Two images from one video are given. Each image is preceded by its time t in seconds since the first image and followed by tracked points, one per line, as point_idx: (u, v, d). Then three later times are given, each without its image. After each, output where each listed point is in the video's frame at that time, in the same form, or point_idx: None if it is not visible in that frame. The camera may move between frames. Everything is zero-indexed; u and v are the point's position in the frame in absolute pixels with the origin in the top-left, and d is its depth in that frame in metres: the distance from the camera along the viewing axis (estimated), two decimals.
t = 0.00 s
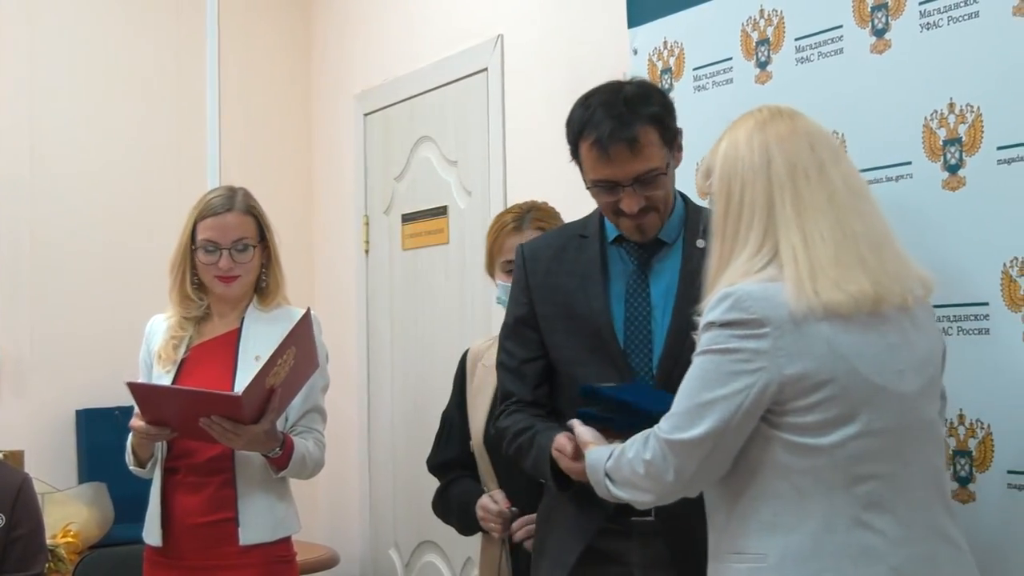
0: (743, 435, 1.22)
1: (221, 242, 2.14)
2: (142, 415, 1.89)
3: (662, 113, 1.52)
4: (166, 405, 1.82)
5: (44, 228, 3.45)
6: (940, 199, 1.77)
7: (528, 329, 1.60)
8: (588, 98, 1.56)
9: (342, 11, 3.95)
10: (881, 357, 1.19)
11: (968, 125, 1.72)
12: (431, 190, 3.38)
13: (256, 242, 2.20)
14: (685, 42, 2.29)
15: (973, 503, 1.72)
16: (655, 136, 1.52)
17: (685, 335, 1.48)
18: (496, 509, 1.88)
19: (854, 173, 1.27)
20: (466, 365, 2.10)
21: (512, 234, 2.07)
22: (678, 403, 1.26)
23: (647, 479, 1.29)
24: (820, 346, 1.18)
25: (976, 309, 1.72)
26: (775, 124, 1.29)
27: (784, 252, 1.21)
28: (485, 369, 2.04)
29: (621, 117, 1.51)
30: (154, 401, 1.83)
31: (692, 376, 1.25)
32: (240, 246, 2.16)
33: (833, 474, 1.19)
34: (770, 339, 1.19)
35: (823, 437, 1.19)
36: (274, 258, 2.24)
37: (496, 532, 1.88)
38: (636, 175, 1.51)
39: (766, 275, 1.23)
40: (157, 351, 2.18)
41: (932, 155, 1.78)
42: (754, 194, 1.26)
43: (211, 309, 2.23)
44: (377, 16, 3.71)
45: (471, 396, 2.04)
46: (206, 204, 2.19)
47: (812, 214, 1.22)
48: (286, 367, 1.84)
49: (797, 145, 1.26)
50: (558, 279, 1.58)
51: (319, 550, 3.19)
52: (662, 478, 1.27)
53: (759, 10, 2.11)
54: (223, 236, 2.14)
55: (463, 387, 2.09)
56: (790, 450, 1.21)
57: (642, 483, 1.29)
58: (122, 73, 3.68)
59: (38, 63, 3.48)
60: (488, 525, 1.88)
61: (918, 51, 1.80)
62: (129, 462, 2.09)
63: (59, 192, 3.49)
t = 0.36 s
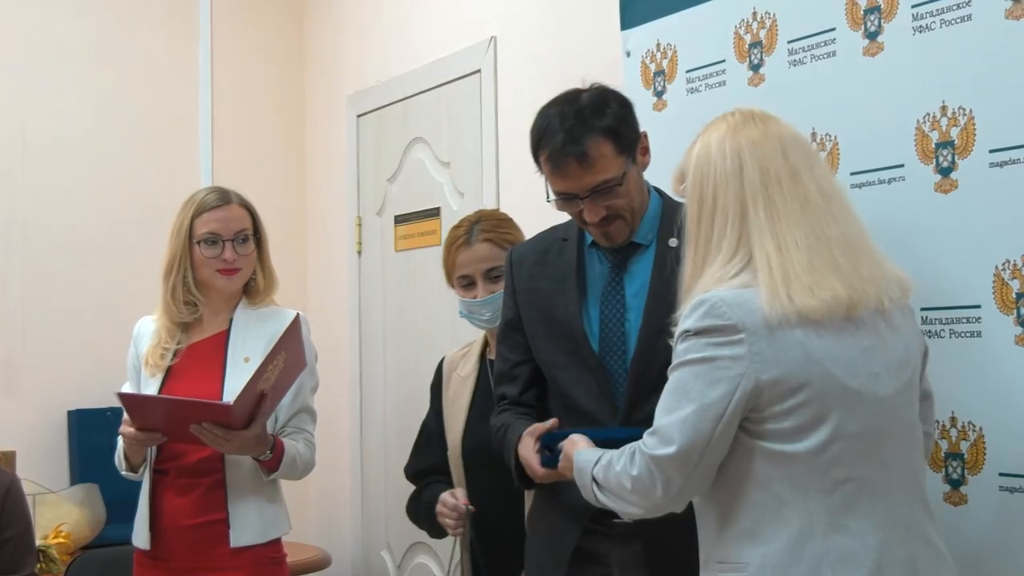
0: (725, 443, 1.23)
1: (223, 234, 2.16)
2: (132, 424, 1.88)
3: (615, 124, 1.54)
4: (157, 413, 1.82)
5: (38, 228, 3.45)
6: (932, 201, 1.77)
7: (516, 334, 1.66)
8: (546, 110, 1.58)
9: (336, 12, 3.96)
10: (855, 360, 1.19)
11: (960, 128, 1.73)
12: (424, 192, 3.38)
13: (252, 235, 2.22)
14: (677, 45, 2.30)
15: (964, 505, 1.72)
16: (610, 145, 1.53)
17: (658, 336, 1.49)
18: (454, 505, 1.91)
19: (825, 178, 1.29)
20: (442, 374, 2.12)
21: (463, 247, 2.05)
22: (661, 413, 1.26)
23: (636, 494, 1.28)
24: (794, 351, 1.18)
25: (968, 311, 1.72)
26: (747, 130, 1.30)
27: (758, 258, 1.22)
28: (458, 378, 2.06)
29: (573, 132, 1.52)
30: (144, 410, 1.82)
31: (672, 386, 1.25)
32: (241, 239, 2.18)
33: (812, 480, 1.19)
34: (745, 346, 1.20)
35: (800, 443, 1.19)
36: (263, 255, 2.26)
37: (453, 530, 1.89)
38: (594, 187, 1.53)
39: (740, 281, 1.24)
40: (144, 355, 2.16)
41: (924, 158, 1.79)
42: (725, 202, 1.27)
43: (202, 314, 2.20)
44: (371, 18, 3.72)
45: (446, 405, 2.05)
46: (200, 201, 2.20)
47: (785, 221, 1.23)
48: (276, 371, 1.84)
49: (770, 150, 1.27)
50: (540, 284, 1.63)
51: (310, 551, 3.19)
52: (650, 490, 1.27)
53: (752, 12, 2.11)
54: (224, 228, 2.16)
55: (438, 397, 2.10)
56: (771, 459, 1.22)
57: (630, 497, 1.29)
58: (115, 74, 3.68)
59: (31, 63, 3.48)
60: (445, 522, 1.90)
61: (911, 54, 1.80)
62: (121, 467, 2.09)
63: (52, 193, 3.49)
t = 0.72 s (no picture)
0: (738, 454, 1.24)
1: (218, 232, 2.17)
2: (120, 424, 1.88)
3: (579, 130, 1.58)
4: (147, 413, 1.83)
5: (35, 227, 3.46)
6: (930, 202, 1.77)
7: (492, 334, 1.75)
8: (513, 115, 1.63)
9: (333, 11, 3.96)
10: (845, 362, 1.24)
11: (957, 129, 1.73)
12: (423, 191, 3.39)
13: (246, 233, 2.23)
14: (674, 46, 2.30)
15: (960, 506, 1.73)
16: (574, 152, 1.57)
17: (619, 338, 1.56)
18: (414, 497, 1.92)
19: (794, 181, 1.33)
20: (415, 377, 2.12)
21: (433, 254, 2.04)
22: (671, 430, 1.26)
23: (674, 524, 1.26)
24: (793, 355, 1.22)
25: (965, 312, 1.72)
26: (716, 133, 1.32)
27: (746, 265, 1.26)
28: (433, 381, 2.07)
29: (538, 139, 1.57)
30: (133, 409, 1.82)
31: (675, 398, 1.26)
32: (235, 236, 2.18)
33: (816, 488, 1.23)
34: (749, 353, 1.22)
35: (797, 448, 1.23)
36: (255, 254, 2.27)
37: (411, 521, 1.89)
38: (558, 193, 1.57)
39: (729, 288, 1.27)
40: (133, 356, 2.17)
41: (921, 158, 1.78)
42: (701, 209, 1.30)
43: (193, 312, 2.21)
44: (368, 17, 3.72)
45: (420, 408, 2.06)
46: (193, 199, 2.20)
47: (764, 226, 1.27)
48: (262, 369, 1.84)
49: (740, 156, 1.30)
50: (512, 285, 1.71)
51: (307, 550, 3.20)
52: (685, 516, 1.25)
53: (749, 13, 2.11)
54: (220, 226, 2.17)
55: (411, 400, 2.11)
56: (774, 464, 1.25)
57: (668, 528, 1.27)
58: (112, 74, 3.68)
59: (28, 63, 3.48)
60: (403, 512, 1.90)
61: (909, 55, 1.80)
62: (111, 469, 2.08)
63: (50, 192, 3.50)
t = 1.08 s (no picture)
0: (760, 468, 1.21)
1: (218, 232, 2.17)
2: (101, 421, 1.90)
3: (540, 123, 1.63)
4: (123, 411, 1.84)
5: (34, 226, 3.46)
6: (930, 201, 1.77)
7: (469, 334, 1.78)
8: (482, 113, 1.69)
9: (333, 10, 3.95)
10: (842, 359, 1.25)
11: (957, 128, 1.72)
12: (422, 191, 3.39)
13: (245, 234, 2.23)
14: (674, 44, 2.30)
15: (960, 505, 1.73)
16: (536, 143, 1.62)
17: (594, 336, 1.57)
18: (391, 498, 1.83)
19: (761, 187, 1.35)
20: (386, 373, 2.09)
21: (405, 254, 2.02)
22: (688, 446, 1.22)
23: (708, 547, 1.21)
24: (801, 355, 1.22)
25: (964, 311, 1.72)
26: (685, 142, 1.33)
27: (741, 270, 1.25)
28: (408, 380, 2.03)
29: (497, 131, 1.63)
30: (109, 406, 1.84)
31: (686, 413, 1.23)
32: (235, 238, 2.19)
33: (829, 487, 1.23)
34: (763, 357, 1.21)
35: (807, 451, 1.23)
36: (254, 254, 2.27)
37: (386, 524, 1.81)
38: (519, 183, 1.62)
39: (726, 293, 1.26)
40: (127, 354, 2.18)
41: (920, 158, 1.78)
42: (681, 220, 1.30)
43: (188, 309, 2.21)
44: (368, 16, 3.71)
45: (395, 408, 2.03)
46: (194, 199, 2.20)
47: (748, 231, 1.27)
48: (240, 366, 1.85)
49: (714, 162, 1.31)
50: (490, 285, 1.74)
51: (306, 549, 3.21)
52: (719, 532, 1.20)
53: (748, 11, 2.11)
54: (220, 226, 2.17)
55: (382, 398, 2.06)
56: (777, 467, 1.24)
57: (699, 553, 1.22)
58: (111, 74, 3.68)
59: (27, 62, 3.48)
60: (375, 512, 1.82)
61: (909, 54, 1.80)
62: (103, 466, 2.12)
63: (48, 191, 3.50)
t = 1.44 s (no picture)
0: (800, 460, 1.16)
1: (220, 232, 2.17)
2: (96, 418, 1.92)
3: (542, 130, 1.64)
4: (115, 408, 1.85)
5: (33, 227, 3.46)
6: (930, 201, 1.77)
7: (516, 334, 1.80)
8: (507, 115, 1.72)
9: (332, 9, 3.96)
10: (850, 354, 1.25)
11: (956, 128, 1.73)
12: (421, 191, 3.40)
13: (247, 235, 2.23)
14: (674, 44, 2.30)
15: (959, 505, 1.73)
16: (536, 151, 1.64)
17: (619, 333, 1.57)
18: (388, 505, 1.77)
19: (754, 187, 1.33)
20: (335, 375, 1.98)
21: (372, 253, 1.92)
22: (723, 444, 1.16)
23: (766, 557, 1.12)
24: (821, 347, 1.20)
25: (964, 311, 1.72)
26: (683, 143, 1.30)
27: (756, 264, 1.23)
28: (368, 382, 1.94)
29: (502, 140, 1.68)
30: (103, 404, 1.84)
31: (717, 409, 1.17)
32: (236, 238, 2.19)
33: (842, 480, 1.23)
34: (792, 346, 1.17)
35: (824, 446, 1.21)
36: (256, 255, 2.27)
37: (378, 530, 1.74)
38: (521, 190, 1.65)
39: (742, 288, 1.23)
40: (128, 353, 2.19)
41: (920, 158, 1.79)
42: (689, 220, 1.26)
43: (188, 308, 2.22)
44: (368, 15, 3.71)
45: (355, 411, 1.93)
46: (196, 199, 2.20)
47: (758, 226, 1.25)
48: (232, 364, 1.86)
49: (716, 160, 1.28)
50: (530, 286, 1.76)
51: (306, 549, 3.21)
52: (780, 526, 1.12)
53: (748, 12, 2.11)
54: (223, 226, 2.17)
55: (335, 400, 1.96)
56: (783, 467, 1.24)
57: (754, 565, 1.12)
58: (110, 74, 3.68)
59: (26, 63, 3.48)
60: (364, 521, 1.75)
61: (909, 54, 1.80)
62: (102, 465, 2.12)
63: (47, 191, 3.50)
